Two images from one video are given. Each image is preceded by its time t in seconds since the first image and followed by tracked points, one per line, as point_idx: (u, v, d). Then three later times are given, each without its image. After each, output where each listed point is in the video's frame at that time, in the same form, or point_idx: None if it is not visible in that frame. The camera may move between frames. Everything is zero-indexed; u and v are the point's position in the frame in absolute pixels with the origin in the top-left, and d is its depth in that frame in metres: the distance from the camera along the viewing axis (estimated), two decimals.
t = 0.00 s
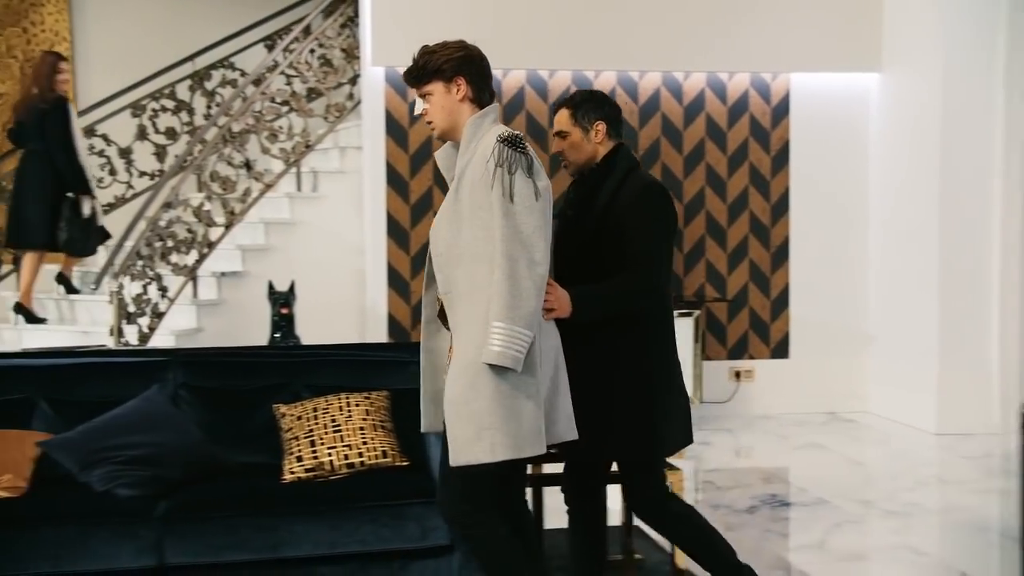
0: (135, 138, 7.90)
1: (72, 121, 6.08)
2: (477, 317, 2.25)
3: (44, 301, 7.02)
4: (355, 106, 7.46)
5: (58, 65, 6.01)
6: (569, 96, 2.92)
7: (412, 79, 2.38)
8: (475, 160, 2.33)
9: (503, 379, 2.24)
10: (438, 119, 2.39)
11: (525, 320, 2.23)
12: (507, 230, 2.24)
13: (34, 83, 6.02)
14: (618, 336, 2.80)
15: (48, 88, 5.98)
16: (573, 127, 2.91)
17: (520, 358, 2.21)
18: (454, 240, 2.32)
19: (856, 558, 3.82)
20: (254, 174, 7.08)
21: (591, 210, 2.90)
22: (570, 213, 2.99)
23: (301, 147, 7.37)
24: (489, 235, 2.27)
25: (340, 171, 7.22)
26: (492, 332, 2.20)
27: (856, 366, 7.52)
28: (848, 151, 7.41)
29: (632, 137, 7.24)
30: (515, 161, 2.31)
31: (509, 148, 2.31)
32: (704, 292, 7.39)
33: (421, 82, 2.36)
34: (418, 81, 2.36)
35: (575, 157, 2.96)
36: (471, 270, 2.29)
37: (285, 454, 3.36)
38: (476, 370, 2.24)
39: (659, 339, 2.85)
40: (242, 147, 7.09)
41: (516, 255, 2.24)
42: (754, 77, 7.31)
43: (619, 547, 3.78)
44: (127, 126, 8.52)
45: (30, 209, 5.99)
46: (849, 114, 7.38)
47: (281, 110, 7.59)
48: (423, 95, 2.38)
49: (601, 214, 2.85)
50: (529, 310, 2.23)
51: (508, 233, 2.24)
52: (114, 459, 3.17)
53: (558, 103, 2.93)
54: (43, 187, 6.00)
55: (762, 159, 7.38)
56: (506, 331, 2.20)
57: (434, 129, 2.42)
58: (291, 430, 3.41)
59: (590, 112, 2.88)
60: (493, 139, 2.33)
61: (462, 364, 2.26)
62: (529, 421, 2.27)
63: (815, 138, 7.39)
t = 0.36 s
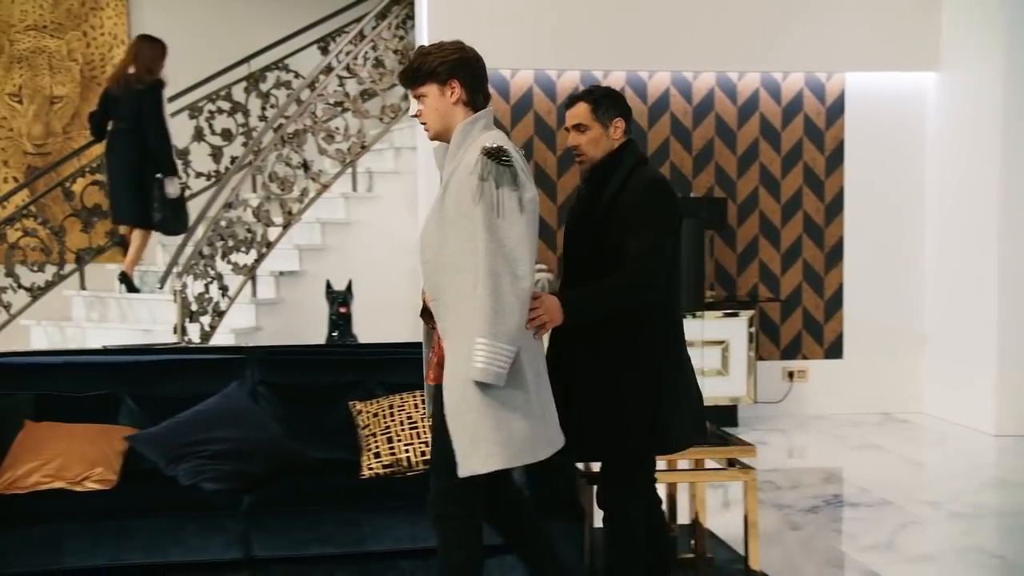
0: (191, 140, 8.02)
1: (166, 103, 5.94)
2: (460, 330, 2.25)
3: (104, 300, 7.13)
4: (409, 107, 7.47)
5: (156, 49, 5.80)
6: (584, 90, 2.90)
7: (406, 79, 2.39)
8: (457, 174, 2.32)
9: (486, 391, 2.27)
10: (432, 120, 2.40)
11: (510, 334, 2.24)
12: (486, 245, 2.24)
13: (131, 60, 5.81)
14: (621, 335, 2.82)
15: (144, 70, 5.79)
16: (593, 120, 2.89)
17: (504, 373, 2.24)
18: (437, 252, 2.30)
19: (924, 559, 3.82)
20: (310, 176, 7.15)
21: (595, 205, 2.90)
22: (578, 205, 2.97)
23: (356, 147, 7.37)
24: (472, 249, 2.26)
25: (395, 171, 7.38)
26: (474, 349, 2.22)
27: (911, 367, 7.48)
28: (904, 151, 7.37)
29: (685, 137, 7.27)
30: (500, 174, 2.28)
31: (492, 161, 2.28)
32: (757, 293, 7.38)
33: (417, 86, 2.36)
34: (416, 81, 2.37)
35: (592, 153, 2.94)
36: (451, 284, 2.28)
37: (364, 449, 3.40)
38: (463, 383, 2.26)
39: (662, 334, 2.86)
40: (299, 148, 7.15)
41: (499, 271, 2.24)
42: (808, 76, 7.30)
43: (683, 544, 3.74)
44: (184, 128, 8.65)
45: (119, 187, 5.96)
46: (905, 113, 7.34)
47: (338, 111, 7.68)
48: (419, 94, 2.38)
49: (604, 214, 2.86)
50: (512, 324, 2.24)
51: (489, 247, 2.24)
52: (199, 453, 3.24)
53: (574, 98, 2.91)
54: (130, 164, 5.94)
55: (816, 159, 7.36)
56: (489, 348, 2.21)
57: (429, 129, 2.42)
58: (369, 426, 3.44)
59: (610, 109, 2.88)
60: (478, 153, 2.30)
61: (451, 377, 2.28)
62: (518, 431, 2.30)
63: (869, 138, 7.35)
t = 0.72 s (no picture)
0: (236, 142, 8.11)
1: (230, 91, 5.95)
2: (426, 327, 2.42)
3: (151, 300, 7.23)
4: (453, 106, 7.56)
5: (227, 40, 5.91)
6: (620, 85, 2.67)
7: (379, 88, 2.51)
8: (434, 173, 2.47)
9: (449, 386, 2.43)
10: (403, 126, 2.53)
11: (472, 332, 2.38)
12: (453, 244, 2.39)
13: (200, 50, 5.87)
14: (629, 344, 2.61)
15: (212, 59, 5.83)
16: (628, 117, 2.64)
17: (467, 370, 2.39)
18: (410, 250, 2.47)
19: (980, 559, 3.82)
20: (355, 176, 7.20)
21: (617, 210, 2.67)
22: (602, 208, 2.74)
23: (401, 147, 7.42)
24: (442, 247, 2.42)
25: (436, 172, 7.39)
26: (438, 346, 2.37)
27: (954, 367, 7.44)
28: (946, 150, 7.34)
29: (727, 137, 7.28)
30: (469, 174, 2.42)
31: (464, 161, 2.43)
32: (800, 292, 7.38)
33: (388, 91, 2.49)
34: (386, 88, 2.49)
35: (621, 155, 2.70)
36: (423, 281, 2.44)
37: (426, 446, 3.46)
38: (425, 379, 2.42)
39: (677, 348, 2.63)
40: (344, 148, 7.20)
41: (466, 271, 2.38)
42: (850, 76, 7.29)
43: (738, 540, 3.79)
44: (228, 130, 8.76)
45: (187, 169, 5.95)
46: (948, 113, 7.31)
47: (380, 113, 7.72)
48: (391, 102, 2.52)
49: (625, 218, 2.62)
50: (475, 322, 2.38)
51: (455, 246, 2.38)
52: (266, 450, 3.27)
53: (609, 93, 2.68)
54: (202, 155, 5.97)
55: (859, 158, 7.34)
56: (454, 346, 2.37)
57: (402, 135, 2.55)
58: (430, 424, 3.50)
59: (650, 106, 2.65)
60: (450, 154, 2.45)
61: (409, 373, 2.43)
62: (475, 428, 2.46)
63: (912, 138, 7.33)
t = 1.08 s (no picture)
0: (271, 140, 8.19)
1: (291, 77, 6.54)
2: (414, 307, 2.48)
3: (189, 297, 7.30)
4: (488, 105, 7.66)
5: (282, 25, 6.55)
6: (630, 85, 2.70)
7: (370, 78, 2.60)
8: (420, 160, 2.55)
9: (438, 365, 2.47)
10: (389, 116, 2.61)
11: (461, 311, 2.46)
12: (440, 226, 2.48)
13: (259, 36, 6.56)
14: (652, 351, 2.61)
15: (270, 45, 6.51)
16: (639, 116, 2.67)
17: (454, 345, 2.45)
18: (395, 235, 2.55)
19: None
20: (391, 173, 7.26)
21: (639, 210, 2.67)
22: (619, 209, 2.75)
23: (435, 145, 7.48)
24: (430, 231, 2.50)
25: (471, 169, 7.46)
26: (427, 322, 2.43)
27: (990, 363, 7.44)
28: (983, 144, 7.35)
29: (762, 134, 7.27)
30: (456, 161, 2.53)
31: (451, 147, 2.53)
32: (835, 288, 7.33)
33: (379, 81, 2.58)
34: (377, 79, 2.58)
35: (634, 155, 2.72)
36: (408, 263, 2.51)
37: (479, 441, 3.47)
38: (413, 359, 2.47)
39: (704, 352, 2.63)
40: (380, 146, 7.26)
41: (452, 249, 2.47)
42: (885, 72, 7.28)
43: (787, 538, 3.81)
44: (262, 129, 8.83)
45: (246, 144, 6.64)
46: (985, 107, 7.31)
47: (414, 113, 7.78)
48: (379, 91, 2.60)
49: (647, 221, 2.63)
50: (461, 299, 2.46)
51: (442, 228, 2.48)
52: (325, 444, 3.30)
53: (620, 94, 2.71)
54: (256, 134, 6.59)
55: (894, 155, 7.32)
56: (441, 322, 2.43)
57: (387, 124, 2.63)
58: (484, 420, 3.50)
59: (660, 104, 2.68)
60: (436, 140, 2.54)
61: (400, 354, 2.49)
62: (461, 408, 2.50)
63: (948, 134, 7.32)
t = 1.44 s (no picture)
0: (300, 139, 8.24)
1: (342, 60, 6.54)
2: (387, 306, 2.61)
3: (218, 295, 7.34)
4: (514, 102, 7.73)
5: (335, 9, 6.55)
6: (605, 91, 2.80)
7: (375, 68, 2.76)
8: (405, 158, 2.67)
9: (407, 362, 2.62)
10: (386, 106, 2.78)
11: (431, 313, 2.58)
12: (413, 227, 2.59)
13: (312, 19, 6.53)
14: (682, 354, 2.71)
15: (324, 27, 6.48)
16: (609, 121, 2.76)
17: (422, 344, 2.57)
18: (374, 232, 2.67)
19: None
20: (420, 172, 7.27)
21: (630, 213, 2.77)
22: (600, 214, 2.87)
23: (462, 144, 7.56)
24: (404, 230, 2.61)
25: (498, 167, 7.48)
26: (400, 322, 2.57)
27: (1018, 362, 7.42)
28: (1009, 143, 7.33)
29: (789, 132, 7.27)
30: (434, 161, 2.64)
31: (429, 148, 2.64)
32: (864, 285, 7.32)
33: (379, 74, 2.75)
34: (379, 69, 2.75)
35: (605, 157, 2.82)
36: (382, 261, 2.64)
37: (525, 437, 3.53)
38: (385, 356, 2.63)
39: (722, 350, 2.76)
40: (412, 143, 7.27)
41: (423, 250, 2.59)
42: (913, 70, 7.27)
43: (827, 536, 3.82)
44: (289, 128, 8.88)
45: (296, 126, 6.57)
46: (1012, 106, 7.30)
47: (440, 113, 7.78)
48: (381, 80, 2.76)
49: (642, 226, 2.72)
50: (431, 299, 2.58)
51: (415, 229, 2.59)
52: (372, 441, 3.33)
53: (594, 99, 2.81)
54: (307, 115, 6.57)
55: (922, 153, 7.31)
56: (411, 322, 2.56)
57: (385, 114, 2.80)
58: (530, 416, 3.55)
59: (632, 106, 2.78)
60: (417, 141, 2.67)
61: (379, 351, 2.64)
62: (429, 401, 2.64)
63: (975, 132, 7.31)
